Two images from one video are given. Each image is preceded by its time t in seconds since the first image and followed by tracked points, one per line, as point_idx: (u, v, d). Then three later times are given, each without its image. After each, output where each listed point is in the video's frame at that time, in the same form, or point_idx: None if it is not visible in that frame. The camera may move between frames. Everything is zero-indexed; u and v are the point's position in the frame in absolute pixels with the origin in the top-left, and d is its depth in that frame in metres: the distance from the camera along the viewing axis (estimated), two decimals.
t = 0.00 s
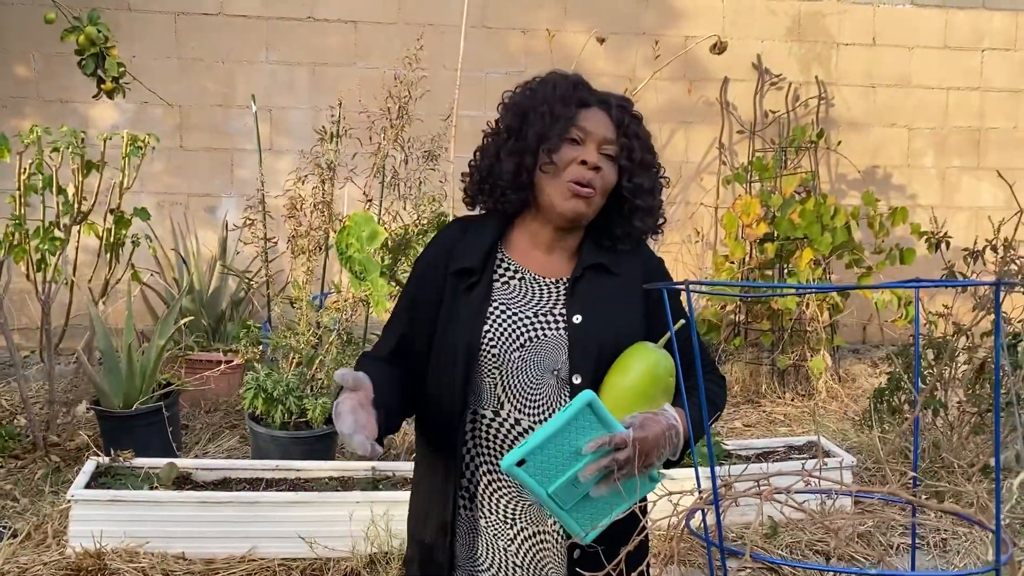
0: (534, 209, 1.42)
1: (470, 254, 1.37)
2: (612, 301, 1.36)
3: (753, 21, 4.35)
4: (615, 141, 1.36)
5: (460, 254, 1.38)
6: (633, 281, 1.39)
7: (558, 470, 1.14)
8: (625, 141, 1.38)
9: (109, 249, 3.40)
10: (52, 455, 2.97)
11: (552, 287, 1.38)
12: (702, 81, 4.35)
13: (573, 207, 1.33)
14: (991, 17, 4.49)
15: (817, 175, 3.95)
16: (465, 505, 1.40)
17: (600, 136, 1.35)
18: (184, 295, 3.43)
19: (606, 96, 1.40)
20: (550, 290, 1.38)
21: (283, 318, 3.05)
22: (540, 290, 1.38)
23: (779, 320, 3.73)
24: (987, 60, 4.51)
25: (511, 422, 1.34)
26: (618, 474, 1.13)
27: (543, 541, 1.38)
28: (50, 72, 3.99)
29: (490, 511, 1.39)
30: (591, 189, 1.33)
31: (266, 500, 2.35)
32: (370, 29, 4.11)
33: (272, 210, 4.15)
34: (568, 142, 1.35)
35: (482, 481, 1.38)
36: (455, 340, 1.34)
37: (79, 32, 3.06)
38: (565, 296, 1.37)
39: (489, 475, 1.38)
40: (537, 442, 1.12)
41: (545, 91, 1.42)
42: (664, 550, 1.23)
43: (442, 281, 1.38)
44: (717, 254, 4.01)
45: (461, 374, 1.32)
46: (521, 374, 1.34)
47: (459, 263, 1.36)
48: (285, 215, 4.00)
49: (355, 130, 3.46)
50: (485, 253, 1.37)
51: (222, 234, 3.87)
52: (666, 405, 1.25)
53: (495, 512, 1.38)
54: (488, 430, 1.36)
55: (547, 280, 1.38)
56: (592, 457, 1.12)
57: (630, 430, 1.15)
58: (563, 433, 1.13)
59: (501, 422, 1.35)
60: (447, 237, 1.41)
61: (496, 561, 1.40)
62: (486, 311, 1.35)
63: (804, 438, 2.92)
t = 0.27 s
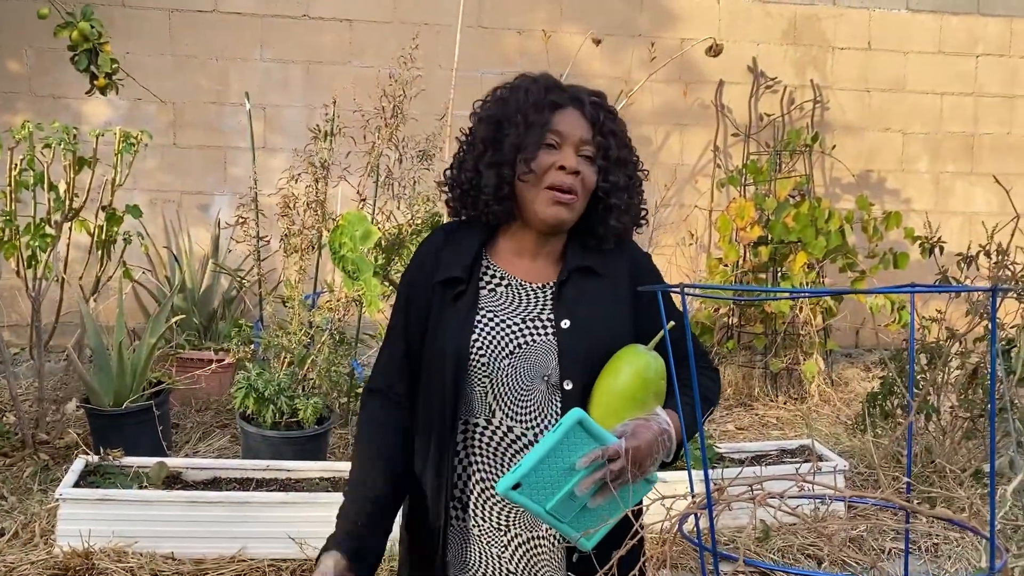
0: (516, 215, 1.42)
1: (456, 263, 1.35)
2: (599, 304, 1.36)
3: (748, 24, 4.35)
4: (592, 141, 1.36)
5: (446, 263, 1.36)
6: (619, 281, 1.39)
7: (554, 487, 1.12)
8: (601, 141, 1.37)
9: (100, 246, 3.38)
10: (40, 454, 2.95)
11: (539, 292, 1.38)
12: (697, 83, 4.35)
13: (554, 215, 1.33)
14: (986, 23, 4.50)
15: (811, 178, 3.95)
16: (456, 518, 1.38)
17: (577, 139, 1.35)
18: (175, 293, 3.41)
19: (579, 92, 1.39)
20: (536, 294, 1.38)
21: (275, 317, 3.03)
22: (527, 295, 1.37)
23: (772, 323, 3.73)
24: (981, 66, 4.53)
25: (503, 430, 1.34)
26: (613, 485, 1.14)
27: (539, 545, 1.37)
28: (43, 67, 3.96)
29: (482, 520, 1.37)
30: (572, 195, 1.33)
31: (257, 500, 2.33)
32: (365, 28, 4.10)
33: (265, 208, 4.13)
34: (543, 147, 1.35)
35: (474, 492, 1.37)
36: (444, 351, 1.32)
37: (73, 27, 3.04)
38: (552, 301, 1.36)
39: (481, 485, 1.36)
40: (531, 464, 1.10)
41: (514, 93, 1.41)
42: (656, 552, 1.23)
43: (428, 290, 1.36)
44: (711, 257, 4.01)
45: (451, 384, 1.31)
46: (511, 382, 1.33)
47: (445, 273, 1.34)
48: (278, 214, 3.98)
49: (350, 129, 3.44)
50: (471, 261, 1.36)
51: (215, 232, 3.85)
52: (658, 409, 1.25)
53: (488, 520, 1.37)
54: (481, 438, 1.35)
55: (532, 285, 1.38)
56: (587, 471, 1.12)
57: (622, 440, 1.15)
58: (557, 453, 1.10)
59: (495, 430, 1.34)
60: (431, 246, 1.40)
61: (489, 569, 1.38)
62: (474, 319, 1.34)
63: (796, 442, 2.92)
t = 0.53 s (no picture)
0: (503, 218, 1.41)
1: (440, 267, 1.35)
2: (586, 305, 1.36)
3: (745, 30, 4.36)
4: (582, 141, 1.36)
5: (430, 267, 1.36)
6: (606, 282, 1.40)
7: (542, 492, 1.12)
8: (591, 142, 1.38)
9: (92, 241, 3.37)
10: (28, 449, 2.93)
11: (526, 295, 1.38)
12: (693, 88, 4.37)
13: (548, 220, 1.32)
14: (980, 32, 4.53)
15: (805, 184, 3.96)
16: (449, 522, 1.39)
17: (568, 141, 1.34)
18: (167, 289, 3.40)
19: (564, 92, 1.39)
20: (523, 298, 1.37)
21: (267, 315, 3.02)
22: (514, 299, 1.37)
23: (764, 328, 3.74)
24: (975, 75, 4.55)
25: (491, 434, 1.34)
26: (602, 487, 1.13)
27: (530, 548, 1.37)
28: (37, 61, 3.95)
29: (474, 524, 1.37)
30: (564, 199, 1.33)
31: (247, 498, 2.32)
32: (362, 27, 4.10)
33: (258, 205, 4.12)
34: (535, 152, 1.34)
35: (465, 496, 1.37)
36: (429, 356, 1.33)
37: (68, 21, 3.02)
38: (539, 304, 1.36)
39: (471, 489, 1.36)
40: (518, 469, 1.10)
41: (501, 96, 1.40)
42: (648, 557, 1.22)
43: (412, 296, 1.36)
44: (705, 261, 4.02)
45: (436, 389, 1.31)
46: (498, 387, 1.33)
47: (429, 277, 1.35)
48: (272, 212, 3.98)
49: (345, 128, 3.44)
50: (455, 265, 1.36)
51: (208, 229, 3.84)
52: (646, 411, 1.25)
53: (479, 524, 1.37)
54: (470, 442, 1.35)
55: (520, 288, 1.38)
56: (575, 475, 1.12)
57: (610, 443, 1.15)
58: (543, 458, 1.11)
59: (483, 434, 1.34)
60: (416, 250, 1.40)
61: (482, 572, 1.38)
62: (459, 324, 1.34)
63: (787, 447, 2.92)
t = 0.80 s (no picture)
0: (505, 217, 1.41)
1: (431, 262, 1.35)
2: (574, 313, 1.35)
3: (742, 36, 4.37)
4: (590, 151, 1.34)
5: (422, 262, 1.36)
6: (597, 292, 1.38)
7: (502, 496, 1.12)
8: (599, 153, 1.35)
9: (84, 238, 3.35)
10: (16, 446, 2.91)
11: (514, 297, 1.37)
12: (689, 93, 4.37)
13: (545, 225, 1.31)
14: (976, 42, 4.54)
15: (800, 191, 3.97)
16: (416, 518, 1.39)
17: (576, 149, 1.32)
18: (159, 287, 3.38)
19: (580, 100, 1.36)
20: (510, 300, 1.37)
21: (259, 314, 3.01)
22: (501, 301, 1.37)
23: (757, 335, 3.74)
24: (970, 85, 4.57)
25: (465, 435, 1.33)
26: (564, 498, 1.11)
27: (495, 552, 1.36)
28: (32, 56, 3.93)
29: (442, 522, 1.37)
30: (565, 206, 1.32)
31: (236, 498, 2.31)
32: (358, 27, 4.09)
33: (252, 204, 4.11)
34: (542, 155, 1.32)
35: (434, 495, 1.36)
36: (410, 351, 1.33)
37: (63, 17, 3.01)
38: (526, 308, 1.35)
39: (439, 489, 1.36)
40: (479, 470, 1.09)
41: (514, 95, 1.39)
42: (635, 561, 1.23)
43: (402, 288, 1.36)
44: (699, 266, 4.02)
45: (415, 384, 1.31)
46: (475, 388, 1.32)
47: (419, 271, 1.35)
48: (266, 211, 3.96)
49: (340, 128, 3.43)
50: (446, 262, 1.36)
51: (201, 227, 3.82)
52: (619, 427, 1.23)
53: (447, 524, 1.37)
54: (443, 442, 1.34)
55: (509, 289, 1.38)
56: (537, 483, 1.10)
57: (577, 455, 1.12)
58: (505, 461, 1.10)
59: (457, 434, 1.34)
60: (411, 243, 1.40)
61: (446, 570, 1.38)
62: (444, 321, 1.34)
63: (778, 453, 2.92)
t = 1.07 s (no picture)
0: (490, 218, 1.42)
1: (419, 264, 1.36)
2: (564, 312, 1.35)
3: (741, 42, 4.38)
4: (574, 149, 1.35)
5: (410, 264, 1.37)
6: (586, 291, 1.38)
7: (498, 497, 1.12)
8: (581, 150, 1.37)
9: (81, 234, 3.35)
10: (9, 442, 2.90)
11: (504, 298, 1.37)
12: (688, 98, 4.38)
13: (533, 225, 1.32)
14: (974, 52, 4.56)
15: (798, 197, 3.98)
16: (408, 520, 1.38)
17: (562, 148, 1.34)
18: (155, 285, 3.37)
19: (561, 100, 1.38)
20: (501, 301, 1.37)
21: (256, 313, 3.00)
22: (491, 302, 1.37)
23: (753, 340, 3.74)
24: (968, 94, 4.58)
25: (457, 436, 1.33)
26: (560, 496, 1.12)
27: (488, 551, 1.36)
28: (31, 51, 3.92)
29: (434, 524, 1.37)
30: (554, 205, 1.32)
31: (230, 497, 2.30)
32: (359, 27, 4.09)
33: (250, 203, 4.10)
34: (528, 157, 1.34)
35: (426, 496, 1.36)
36: (400, 352, 1.33)
37: (63, 12, 3.01)
38: (516, 309, 1.35)
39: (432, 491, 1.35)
40: (476, 473, 1.09)
41: (495, 97, 1.40)
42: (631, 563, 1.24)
43: (392, 290, 1.37)
44: (696, 271, 4.03)
45: (404, 384, 1.31)
46: (467, 389, 1.32)
47: (407, 273, 1.36)
48: (263, 210, 3.96)
49: (339, 128, 3.43)
50: (434, 263, 1.36)
51: (199, 225, 3.82)
52: (613, 424, 1.23)
53: (440, 525, 1.36)
54: (435, 444, 1.34)
55: (498, 290, 1.38)
56: (534, 483, 1.10)
57: (572, 454, 1.13)
58: (502, 462, 1.10)
59: (449, 436, 1.33)
60: (403, 247, 1.42)
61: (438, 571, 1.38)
62: (434, 321, 1.34)
63: (773, 459, 2.92)
